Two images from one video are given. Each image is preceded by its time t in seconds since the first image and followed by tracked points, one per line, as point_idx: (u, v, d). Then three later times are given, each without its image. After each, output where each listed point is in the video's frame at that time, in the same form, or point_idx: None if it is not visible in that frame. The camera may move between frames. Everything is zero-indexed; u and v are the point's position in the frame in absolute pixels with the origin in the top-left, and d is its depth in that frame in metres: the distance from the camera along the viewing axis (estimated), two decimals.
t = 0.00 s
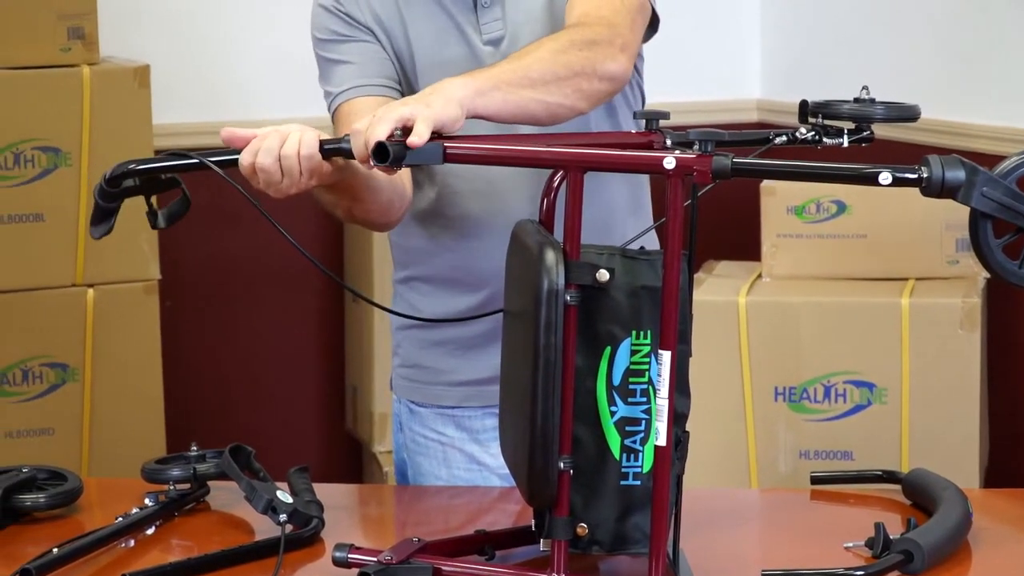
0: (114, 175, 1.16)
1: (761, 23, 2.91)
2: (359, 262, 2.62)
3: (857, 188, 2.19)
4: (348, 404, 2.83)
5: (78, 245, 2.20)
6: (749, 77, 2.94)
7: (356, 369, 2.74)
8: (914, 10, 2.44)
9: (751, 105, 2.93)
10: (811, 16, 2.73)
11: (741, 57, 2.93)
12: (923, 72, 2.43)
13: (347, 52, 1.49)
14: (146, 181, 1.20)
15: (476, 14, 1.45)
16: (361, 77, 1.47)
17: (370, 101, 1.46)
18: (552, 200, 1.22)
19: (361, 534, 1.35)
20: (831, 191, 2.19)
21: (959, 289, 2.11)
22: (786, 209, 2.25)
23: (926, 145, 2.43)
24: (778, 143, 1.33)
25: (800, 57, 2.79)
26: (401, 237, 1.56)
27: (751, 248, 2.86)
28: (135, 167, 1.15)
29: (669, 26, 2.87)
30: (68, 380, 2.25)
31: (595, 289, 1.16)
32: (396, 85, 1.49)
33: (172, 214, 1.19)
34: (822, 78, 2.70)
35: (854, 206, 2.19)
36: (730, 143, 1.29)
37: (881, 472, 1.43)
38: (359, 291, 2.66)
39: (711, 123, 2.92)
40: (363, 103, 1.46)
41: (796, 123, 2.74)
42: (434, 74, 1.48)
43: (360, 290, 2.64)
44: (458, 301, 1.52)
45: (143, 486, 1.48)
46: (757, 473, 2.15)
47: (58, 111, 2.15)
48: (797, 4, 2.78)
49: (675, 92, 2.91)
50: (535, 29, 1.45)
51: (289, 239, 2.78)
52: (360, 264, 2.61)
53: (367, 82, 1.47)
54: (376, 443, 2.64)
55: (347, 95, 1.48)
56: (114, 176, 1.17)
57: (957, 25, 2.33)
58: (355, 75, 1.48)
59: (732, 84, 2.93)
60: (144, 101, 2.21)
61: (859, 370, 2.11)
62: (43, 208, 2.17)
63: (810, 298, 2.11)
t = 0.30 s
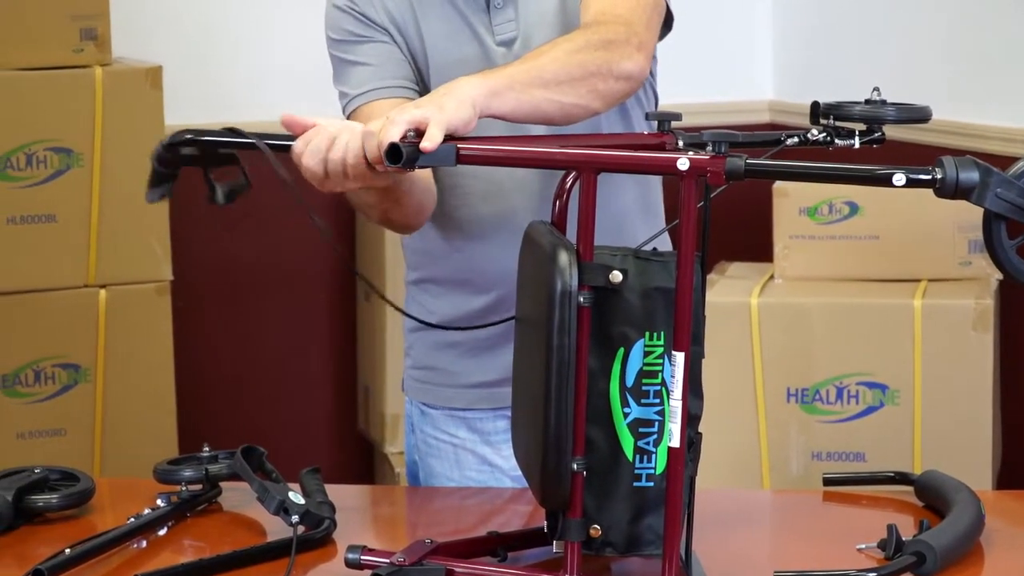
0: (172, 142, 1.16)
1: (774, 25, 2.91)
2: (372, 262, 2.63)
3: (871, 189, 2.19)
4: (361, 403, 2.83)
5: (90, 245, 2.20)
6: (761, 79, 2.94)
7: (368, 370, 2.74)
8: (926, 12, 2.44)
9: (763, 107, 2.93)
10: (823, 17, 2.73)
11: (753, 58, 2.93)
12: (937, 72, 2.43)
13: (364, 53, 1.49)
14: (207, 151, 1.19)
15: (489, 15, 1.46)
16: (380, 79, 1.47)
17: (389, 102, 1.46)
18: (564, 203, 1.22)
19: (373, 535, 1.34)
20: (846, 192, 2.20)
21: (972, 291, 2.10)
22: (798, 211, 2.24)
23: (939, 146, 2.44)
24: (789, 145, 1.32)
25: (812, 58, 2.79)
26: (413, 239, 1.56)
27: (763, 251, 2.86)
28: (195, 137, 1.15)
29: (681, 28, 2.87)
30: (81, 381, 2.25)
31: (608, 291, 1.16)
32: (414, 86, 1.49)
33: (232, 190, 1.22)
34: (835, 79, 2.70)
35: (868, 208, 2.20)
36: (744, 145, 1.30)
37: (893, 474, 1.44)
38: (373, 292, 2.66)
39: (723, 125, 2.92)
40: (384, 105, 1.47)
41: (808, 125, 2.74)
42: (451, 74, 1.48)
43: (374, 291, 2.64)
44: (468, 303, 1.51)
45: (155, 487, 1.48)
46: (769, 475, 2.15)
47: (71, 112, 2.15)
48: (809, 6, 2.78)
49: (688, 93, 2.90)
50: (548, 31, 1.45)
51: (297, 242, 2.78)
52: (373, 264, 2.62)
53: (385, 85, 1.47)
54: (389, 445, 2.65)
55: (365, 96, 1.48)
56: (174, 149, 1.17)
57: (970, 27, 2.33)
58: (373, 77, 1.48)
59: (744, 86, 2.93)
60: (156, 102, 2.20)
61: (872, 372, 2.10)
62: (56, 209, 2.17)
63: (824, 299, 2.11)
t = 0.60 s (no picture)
0: (200, 149, 1.19)
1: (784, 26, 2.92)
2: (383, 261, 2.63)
3: (881, 190, 2.19)
4: (370, 402, 2.83)
5: (101, 244, 2.20)
6: (772, 80, 2.94)
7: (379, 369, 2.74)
8: (937, 13, 2.44)
9: (774, 107, 2.93)
10: (833, 17, 2.73)
11: (765, 58, 2.93)
12: (947, 73, 2.43)
13: (379, 51, 1.49)
14: (236, 173, 1.24)
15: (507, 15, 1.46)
16: (393, 75, 1.47)
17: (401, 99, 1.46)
18: (575, 202, 1.22)
19: (384, 535, 1.34)
20: (856, 191, 2.20)
21: (984, 291, 2.11)
22: (809, 211, 2.24)
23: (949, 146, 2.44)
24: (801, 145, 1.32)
25: (822, 59, 2.79)
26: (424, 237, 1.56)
27: (774, 251, 2.86)
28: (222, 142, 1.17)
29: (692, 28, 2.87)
30: (91, 381, 2.25)
31: (619, 291, 1.16)
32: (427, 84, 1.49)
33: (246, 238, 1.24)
34: (845, 80, 2.70)
35: (878, 208, 2.20)
36: (756, 145, 1.29)
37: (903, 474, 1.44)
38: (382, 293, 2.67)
39: (734, 126, 2.92)
40: (396, 104, 1.47)
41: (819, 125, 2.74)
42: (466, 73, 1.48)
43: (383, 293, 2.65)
44: (479, 301, 1.52)
45: (165, 487, 1.48)
46: (779, 474, 2.16)
47: (83, 112, 2.15)
48: (820, 7, 2.78)
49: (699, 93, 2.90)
50: (566, 31, 1.46)
51: (304, 242, 2.78)
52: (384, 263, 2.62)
53: (398, 81, 1.47)
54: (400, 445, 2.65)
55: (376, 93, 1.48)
56: (202, 164, 1.21)
57: (981, 28, 2.34)
58: (385, 74, 1.48)
59: (755, 87, 2.93)
60: (167, 101, 2.21)
61: (883, 372, 2.11)
62: (66, 209, 2.18)
63: (838, 300, 2.11)
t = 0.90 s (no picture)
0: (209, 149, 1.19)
1: (792, 26, 2.92)
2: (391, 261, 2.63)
3: (890, 190, 2.19)
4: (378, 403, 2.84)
5: (110, 243, 2.20)
6: (780, 80, 2.95)
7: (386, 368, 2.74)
8: (946, 13, 2.44)
9: (783, 107, 2.93)
10: (842, 17, 2.74)
11: (774, 58, 2.93)
12: (956, 73, 2.43)
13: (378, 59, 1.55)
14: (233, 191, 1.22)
15: (520, 12, 1.46)
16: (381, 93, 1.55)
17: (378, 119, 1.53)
18: (584, 202, 1.22)
19: (393, 535, 1.34)
20: (864, 191, 2.20)
21: (992, 291, 2.11)
22: (818, 211, 2.24)
23: (957, 146, 2.43)
24: (811, 145, 1.32)
25: (830, 59, 2.79)
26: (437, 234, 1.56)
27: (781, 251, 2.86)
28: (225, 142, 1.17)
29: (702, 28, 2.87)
30: (99, 381, 2.25)
31: (629, 291, 1.16)
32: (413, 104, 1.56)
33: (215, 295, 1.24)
34: (854, 80, 2.71)
35: (886, 208, 2.20)
36: (764, 144, 1.29)
37: (911, 474, 1.44)
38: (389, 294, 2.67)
39: (743, 126, 2.92)
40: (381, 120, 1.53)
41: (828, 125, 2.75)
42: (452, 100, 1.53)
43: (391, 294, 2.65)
44: (488, 298, 1.52)
45: (173, 487, 1.48)
46: (787, 474, 2.16)
47: (93, 111, 2.15)
48: (829, 7, 2.78)
49: (708, 93, 2.90)
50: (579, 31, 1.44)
51: (310, 242, 2.78)
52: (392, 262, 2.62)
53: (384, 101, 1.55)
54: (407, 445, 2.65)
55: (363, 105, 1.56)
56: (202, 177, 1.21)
57: (991, 28, 2.33)
58: (374, 88, 1.55)
59: (764, 87, 2.94)
60: (175, 101, 2.21)
61: (891, 372, 2.10)
62: (74, 209, 2.18)
63: (846, 300, 2.11)
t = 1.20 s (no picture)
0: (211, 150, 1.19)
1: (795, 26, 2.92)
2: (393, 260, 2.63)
3: (893, 190, 2.19)
4: (381, 402, 2.84)
5: (113, 243, 2.20)
6: (783, 81, 2.95)
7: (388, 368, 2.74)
8: (949, 14, 2.44)
9: (786, 107, 2.94)
10: (845, 16, 2.74)
11: (776, 59, 2.94)
12: (959, 73, 2.42)
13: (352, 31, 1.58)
14: (236, 192, 1.22)
15: (523, 10, 1.47)
16: (352, 64, 1.55)
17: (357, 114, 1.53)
18: (587, 202, 1.22)
19: (395, 535, 1.34)
20: (868, 191, 2.20)
21: (995, 291, 2.11)
22: (820, 211, 2.24)
23: (959, 147, 2.43)
24: (813, 146, 1.34)
25: (833, 59, 2.79)
26: (440, 230, 1.56)
27: (785, 251, 2.87)
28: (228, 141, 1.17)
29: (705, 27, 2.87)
30: (102, 381, 2.25)
31: (631, 291, 1.16)
32: (380, 86, 1.57)
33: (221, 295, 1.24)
34: (857, 80, 2.71)
35: (889, 208, 2.20)
36: (767, 145, 1.29)
37: (914, 474, 1.44)
38: (392, 294, 2.67)
39: (745, 126, 2.92)
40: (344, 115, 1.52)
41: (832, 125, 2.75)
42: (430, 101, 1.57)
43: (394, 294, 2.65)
44: (486, 293, 1.51)
45: (177, 487, 1.48)
46: (790, 474, 2.16)
47: (96, 111, 2.15)
48: (833, 7, 2.78)
49: (711, 93, 2.91)
50: (579, 26, 1.44)
51: (312, 241, 2.78)
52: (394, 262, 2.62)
53: (352, 72, 1.54)
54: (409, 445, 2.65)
55: (328, 68, 1.55)
56: (206, 180, 1.21)
57: (995, 28, 2.33)
58: (347, 56, 1.55)
59: (767, 87, 2.94)
60: (179, 101, 2.21)
61: (894, 372, 2.11)
62: (76, 209, 2.18)
63: (848, 300, 2.11)
